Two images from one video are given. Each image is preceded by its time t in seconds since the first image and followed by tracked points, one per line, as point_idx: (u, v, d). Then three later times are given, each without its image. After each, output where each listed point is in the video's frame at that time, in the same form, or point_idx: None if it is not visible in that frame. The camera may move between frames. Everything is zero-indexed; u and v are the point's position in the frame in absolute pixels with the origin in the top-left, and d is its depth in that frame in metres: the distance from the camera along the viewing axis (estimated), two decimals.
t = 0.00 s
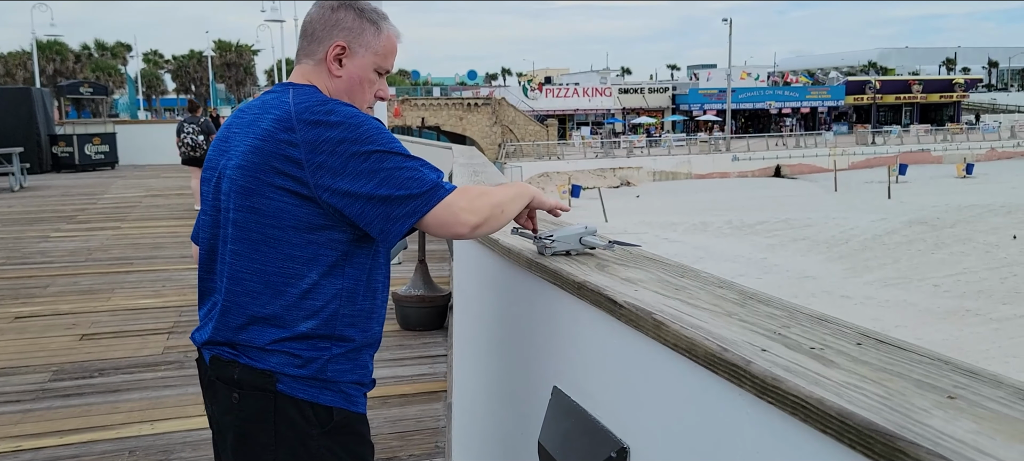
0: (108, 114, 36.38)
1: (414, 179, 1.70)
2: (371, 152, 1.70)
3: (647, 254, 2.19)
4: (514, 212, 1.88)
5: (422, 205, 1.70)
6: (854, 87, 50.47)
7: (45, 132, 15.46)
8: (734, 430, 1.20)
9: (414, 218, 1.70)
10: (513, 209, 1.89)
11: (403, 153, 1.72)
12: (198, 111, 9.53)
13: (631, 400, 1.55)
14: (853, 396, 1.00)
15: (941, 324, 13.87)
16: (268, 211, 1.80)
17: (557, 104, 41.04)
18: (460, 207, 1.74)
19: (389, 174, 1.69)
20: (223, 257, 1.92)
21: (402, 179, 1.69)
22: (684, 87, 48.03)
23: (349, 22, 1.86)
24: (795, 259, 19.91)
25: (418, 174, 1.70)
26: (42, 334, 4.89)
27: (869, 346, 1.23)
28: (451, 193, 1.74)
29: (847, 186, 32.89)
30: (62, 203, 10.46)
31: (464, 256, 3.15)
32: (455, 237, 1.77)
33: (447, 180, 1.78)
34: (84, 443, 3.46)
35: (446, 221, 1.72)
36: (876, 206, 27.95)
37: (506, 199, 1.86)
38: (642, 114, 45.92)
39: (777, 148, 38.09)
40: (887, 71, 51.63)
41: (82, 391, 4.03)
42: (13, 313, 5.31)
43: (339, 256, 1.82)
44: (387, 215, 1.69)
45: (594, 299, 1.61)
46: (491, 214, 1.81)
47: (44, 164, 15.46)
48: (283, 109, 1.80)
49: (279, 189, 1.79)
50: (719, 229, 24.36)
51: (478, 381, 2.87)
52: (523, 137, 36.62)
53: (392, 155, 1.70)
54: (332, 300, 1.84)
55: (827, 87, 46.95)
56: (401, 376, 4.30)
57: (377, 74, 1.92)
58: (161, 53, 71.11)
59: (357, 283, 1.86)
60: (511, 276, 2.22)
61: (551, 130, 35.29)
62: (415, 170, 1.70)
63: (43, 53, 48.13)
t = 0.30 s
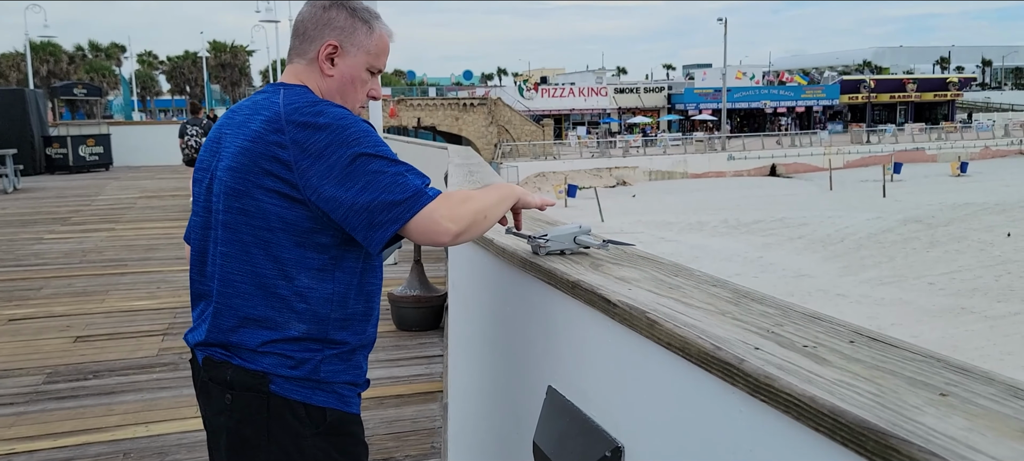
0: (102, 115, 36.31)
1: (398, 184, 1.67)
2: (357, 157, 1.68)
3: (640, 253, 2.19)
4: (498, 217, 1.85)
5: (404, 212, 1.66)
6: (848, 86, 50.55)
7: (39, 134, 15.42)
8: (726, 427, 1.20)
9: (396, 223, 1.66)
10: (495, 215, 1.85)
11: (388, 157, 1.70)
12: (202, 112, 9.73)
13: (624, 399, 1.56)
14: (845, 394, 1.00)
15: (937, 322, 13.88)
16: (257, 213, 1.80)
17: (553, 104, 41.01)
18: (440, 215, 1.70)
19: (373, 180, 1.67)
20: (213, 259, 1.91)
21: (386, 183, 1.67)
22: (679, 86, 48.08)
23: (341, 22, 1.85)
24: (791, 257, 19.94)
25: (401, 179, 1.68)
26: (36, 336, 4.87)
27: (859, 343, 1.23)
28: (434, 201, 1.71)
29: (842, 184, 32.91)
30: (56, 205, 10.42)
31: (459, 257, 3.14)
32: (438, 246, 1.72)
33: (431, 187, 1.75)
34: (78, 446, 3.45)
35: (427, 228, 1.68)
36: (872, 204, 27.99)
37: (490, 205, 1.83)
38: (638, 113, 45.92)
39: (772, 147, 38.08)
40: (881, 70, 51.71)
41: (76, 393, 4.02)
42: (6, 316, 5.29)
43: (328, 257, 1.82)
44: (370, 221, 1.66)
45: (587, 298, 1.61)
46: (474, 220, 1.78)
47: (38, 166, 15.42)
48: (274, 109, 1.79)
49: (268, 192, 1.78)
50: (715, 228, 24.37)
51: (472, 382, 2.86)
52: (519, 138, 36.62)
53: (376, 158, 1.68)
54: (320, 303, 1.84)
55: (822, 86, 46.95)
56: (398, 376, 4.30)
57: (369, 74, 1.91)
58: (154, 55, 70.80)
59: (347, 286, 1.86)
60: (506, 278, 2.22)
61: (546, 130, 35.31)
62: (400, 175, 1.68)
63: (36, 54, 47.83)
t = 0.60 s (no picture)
0: (95, 116, 36.25)
1: (382, 191, 1.64)
2: (345, 161, 1.66)
3: (636, 253, 2.19)
4: (482, 224, 1.81)
5: (389, 219, 1.63)
6: (842, 86, 50.68)
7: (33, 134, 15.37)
8: (722, 426, 1.20)
9: (380, 231, 1.64)
10: (478, 221, 1.82)
11: (376, 161, 1.67)
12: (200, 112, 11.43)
13: (619, 401, 1.56)
14: (841, 393, 1.00)
15: (932, 321, 13.91)
16: (248, 213, 1.79)
17: (548, 104, 41.01)
18: (423, 225, 1.66)
19: (359, 185, 1.64)
20: (205, 259, 1.91)
21: (371, 190, 1.64)
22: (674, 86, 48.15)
23: (335, 20, 1.85)
24: (785, 257, 19.97)
25: (389, 184, 1.65)
26: (30, 337, 4.86)
27: (856, 342, 1.23)
28: (420, 208, 1.68)
29: (837, 184, 32.98)
30: (50, 205, 10.38)
31: (455, 257, 3.13)
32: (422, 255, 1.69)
33: (418, 193, 1.72)
34: (72, 447, 3.44)
35: (410, 238, 1.65)
36: (866, 203, 28.06)
37: (475, 212, 1.81)
38: (633, 113, 45.97)
39: (767, 147, 38.14)
40: (876, 70, 51.88)
41: (70, 394, 4.01)
42: None
43: (318, 258, 1.82)
44: (354, 228, 1.64)
45: (582, 298, 1.61)
46: (458, 229, 1.75)
47: (32, 165, 15.35)
48: (265, 110, 1.78)
49: (259, 192, 1.78)
50: (710, 227, 24.39)
51: (467, 381, 2.86)
52: (515, 137, 36.61)
53: (365, 161, 1.66)
54: (312, 303, 1.83)
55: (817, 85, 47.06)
56: (393, 376, 4.29)
57: (364, 73, 1.90)
58: (149, 55, 70.56)
59: (339, 286, 1.85)
60: (502, 278, 2.22)
61: (541, 129, 35.33)
62: (388, 179, 1.66)
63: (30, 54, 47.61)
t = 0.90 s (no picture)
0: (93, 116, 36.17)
1: (377, 195, 1.64)
2: (341, 164, 1.66)
3: (634, 253, 2.19)
4: (472, 227, 1.81)
5: (382, 223, 1.63)
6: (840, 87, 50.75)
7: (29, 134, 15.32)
8: (718, 427, 1.21)
9: (375, 235, 1.64)
10: (471, 224, 1.82)
11: (371, 164, 1.67)
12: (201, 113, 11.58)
13: (615, 401, 1.56)
14: (839, 394, 1.00)
15: (930, 321, 13.93)
16: (243, 213, 1.79)
17: (546, 104, 40.99)
18: (416, 231, 1.66)
19: (354, 189, 1.64)
20: (202, 259, 1.90)
21: (365, 195, 1.64)
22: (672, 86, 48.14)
23: (332, 21, 1.85)
24: (783, 257, 19.98)
25: (384, 189, 1.65)
26: (27, 337, 4.86)
27: (854, 343, 1.23)
28: (414, 212, 1.68)
29: (834, 184, 33.04)
30: (47, 205, 10.37)
31: (451, 257, 3.12)
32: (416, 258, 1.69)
33: (413, 197, 1.72)
34: (69, 448, 3.43)
35: (404, 243, 1.65)
36: (864, 204, 28.12)
37: (466, 216, 1.80)
38: (631, 114, 45.99)
39: (764, 147, 38.22)
40: (873, 70, 51.97)
41: (67, 395, 4.00)
42: None
43: (313, 259, 1.81)
44: (349, 231, 1.64)
45: (580, 298, 1.61)
46: (450, 233, 1.75)
47: (27, 166, 15.30)
48: (262, 111, 1.78)
49: (255, 193, 1.77)
50: (708, 227, 24.42)
51: (465, 382, 2.85)
52: (513, 137, 36.57)
53: (360, 164, 1.65)
54: (308, 304, 1.83)
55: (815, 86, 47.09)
56: (391, 377, 4.29)
57: (361, 74, 1.90)
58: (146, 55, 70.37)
59: (334, 287, 1.85)
60: (499, 279, 2.22)
61: (538, 129, 35.39)
62: (383, 184, 1.66)
63: (27, 54, 47.50)
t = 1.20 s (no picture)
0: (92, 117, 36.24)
1: (376, 199, 1.64)
2: (341, 166, 1.66)
3: (634, 256, 2.19)
4: (469, 231, 1.81)
5: (384, 225, 1.63)
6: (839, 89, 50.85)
7: (29, 135, 15.30)
8: (722, 427, 1.21)
9: (377, 235, 1.63)
10: (470, 227, 1.82)
11: (375, 167, 1.68)
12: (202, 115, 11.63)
13: (617, 404, 1.57)
14: (842, 399, 1.00)
15: (928, 324, 13.95)
16: (245, 214, 1.79)
17: (545, 106, 41.05)
18: (415, 232, 1.66)
19: (354, 190, 1.64)
20: (201, 261, 1.90)
21: (364, 198, 1.64)
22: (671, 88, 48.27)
23: (334, 24, 1.85)
24: (781, 259, 20.02)
25: (386, 192, 1.66)
26: (27, 338, 4.85)
27: (856, 347, 1.23)
28: (415, 215, 1.68)
29: (832, 187, 33.13)
30: (47, 206, 10.37)
31: (449, 260, 3.11)
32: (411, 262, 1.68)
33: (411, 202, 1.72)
34: (67, 450, 3.42)
35: (403, 246, 1.64)
36: (862, 207, 28.20)
37: (463, 220, 1.80)
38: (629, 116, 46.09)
39: (762, 150, 38.34)
40: (872, 73, 52.05)
41: (66, 396, 3.99)
42: None
43: (313, 262, 1.81)
44: (348, 234, 1.64)
45: (583, 301, 1.61)
46: (450, 235, 1.76)
47: (26, 167, 15.27)
48: (263, 112, 1.78)
49: (257, 194, 1.77)
50: (707, 230, 24.46)
51: (464, 384, 2.85)
52: (512, 139, 36.59)
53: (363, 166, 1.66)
54: (307, 306, 1.83)
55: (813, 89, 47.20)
56: (390, 379, 4.28)
57: (362, 76, 1.90)
58: (147, 57, 70.43)
59: (334, 289, 1.85)
60: (499, 282, 2.22)
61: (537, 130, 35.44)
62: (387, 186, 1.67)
63: (28, 56, 47.53)
